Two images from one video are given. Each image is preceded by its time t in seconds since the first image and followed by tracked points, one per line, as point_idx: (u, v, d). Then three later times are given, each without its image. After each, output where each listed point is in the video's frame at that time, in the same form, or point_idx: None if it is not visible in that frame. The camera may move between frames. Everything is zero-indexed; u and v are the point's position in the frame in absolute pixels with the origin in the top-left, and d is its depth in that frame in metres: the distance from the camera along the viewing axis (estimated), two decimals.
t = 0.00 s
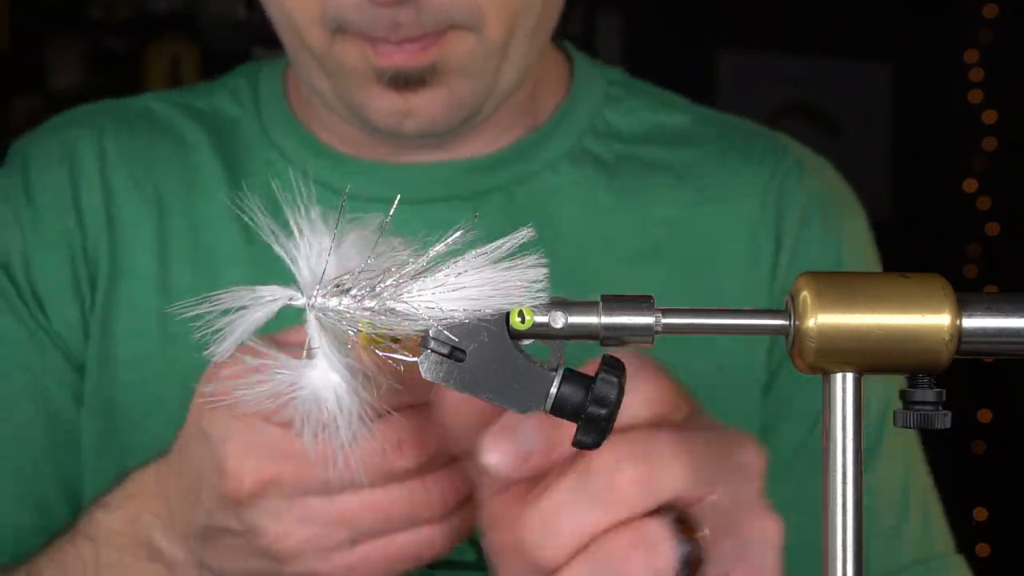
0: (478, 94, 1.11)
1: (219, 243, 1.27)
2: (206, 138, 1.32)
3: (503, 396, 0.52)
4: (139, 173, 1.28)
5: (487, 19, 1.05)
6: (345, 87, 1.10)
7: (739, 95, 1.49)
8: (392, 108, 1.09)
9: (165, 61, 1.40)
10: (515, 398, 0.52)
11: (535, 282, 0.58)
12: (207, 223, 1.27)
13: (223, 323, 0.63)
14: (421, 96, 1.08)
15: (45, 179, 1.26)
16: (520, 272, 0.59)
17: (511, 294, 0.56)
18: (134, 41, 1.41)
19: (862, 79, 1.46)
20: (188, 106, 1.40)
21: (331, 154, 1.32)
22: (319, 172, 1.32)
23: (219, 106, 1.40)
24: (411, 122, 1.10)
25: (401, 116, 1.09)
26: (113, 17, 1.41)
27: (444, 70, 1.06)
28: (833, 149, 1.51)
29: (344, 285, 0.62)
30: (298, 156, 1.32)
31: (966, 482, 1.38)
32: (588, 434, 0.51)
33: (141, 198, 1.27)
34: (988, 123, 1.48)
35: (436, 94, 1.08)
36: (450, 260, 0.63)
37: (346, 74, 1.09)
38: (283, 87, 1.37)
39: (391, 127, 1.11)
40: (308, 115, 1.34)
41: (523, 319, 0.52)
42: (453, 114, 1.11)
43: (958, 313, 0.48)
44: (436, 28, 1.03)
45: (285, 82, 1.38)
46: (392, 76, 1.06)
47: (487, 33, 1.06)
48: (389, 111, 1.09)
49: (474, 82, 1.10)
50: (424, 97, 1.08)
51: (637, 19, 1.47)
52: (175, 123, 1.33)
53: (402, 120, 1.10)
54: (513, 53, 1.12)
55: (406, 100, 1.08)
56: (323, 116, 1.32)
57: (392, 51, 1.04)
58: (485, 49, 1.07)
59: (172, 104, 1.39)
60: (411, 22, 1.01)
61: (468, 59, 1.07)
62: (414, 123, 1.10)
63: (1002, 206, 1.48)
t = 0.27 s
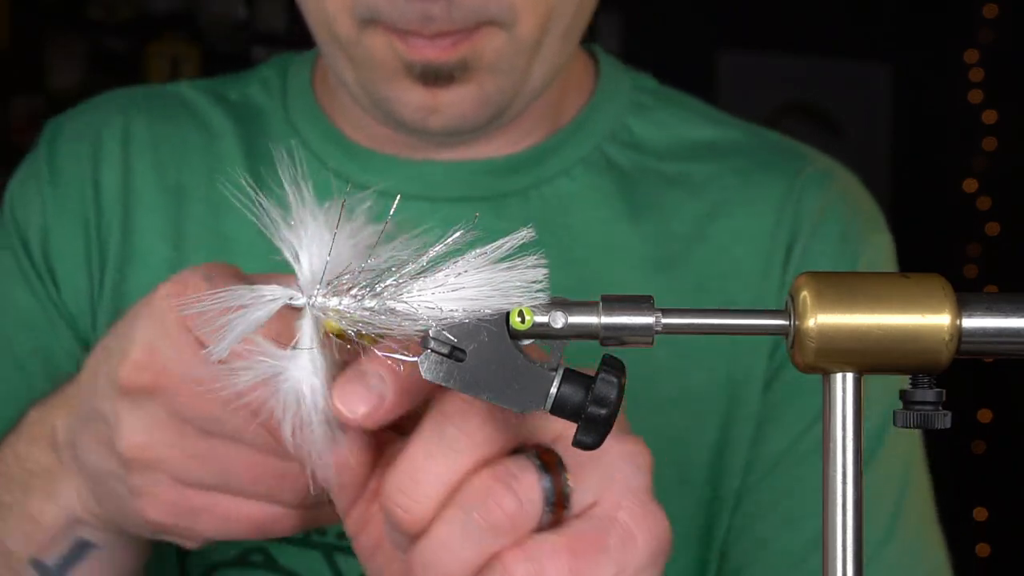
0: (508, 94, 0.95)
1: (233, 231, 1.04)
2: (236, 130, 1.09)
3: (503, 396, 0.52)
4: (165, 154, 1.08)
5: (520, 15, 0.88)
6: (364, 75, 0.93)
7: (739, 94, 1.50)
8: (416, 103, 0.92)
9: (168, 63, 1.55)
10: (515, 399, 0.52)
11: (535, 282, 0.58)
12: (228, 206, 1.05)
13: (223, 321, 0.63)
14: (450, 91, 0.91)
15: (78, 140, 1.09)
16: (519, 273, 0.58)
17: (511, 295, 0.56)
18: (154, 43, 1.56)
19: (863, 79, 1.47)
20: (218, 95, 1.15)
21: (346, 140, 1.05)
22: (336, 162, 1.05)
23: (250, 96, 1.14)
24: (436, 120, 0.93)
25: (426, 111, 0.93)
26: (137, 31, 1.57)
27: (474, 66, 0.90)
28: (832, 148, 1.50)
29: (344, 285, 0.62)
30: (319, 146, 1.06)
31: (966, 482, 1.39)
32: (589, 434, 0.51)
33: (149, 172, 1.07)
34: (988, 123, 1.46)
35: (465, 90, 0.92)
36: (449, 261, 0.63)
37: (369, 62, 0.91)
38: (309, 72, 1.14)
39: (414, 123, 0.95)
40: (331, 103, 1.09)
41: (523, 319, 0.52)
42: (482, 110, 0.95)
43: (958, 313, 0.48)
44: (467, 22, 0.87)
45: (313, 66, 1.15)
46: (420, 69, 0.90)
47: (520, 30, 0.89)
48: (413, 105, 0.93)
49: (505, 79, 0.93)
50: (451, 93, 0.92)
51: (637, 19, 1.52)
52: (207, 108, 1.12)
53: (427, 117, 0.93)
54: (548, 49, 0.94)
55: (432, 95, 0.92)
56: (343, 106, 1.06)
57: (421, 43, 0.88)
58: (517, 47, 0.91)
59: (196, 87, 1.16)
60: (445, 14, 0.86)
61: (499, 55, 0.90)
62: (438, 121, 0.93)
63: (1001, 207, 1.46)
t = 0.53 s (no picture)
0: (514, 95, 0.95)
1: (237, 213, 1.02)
2: (249, 124, 1.09)
3: (503, 396, 0.52)
4: (177, 143, 1.08)
5: (529, 18, 0.88)
6: (374, 74, 0.93)
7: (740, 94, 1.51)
8: (424, 103, 0.93)
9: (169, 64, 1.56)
10: (515, 399, 0.52)
11: (534, 282, 0.58)
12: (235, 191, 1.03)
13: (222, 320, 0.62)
14: (456, 92, 0.92)
15: (83, 132, 1.10)
16: (519, 273, 0.58)
17: (511, 294, 0.56)
18: (153, 44, 1.56)
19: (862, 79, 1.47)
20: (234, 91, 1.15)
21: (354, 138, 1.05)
22: (344, 160, 1.04)
23: (265, 94, 1.14)
24: (443, 120, 0.94)
25: (433, 111, 0.93)
26: (136, 31, 1.57)
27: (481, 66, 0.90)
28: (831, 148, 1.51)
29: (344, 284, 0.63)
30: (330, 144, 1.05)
31: (966, 482, 1.40)
32: (589, 434, 0.51)
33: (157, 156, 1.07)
34: (988, 123, 1.46)
35: (473, 90, 0.92)
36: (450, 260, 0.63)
37: (377, 61, 0.91)
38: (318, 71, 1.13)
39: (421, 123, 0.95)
40: (340, 103, 1.09)
41: (523, 319, 0.52)
42: (489, 110, 0.95)
43: (958, 313, 0.48)
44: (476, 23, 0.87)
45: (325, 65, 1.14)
46: (427, 69, 0.90)
47: (528, 32, 0.89)
48: (420, 106, 0.93)
49: (512, 80, 0.93)
50: (459, 94, 0.92)
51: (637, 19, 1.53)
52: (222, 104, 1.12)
53: (434, 117, 0.94)
54: (555, 50, 0.94)
55: (439, 95, 0.92)
56: (351, 105, 1.06)
57: (428, 44, 0.88)
58: (524, 48, 0.91)
59: (212, 82, 1.17)
60: (452, 15, 0.86)
61: (506, 56, 0.90)
62: (446, 121, 0.94)
63: (1002, 207, 1.46)
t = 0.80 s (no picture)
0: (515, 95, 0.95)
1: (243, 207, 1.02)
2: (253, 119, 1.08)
3: (503, 396, 0.52)
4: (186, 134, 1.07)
5: (529, 16, 0.88)
6: (375, 74, 0.93)
7: (739, 95, 1.51)
8: (424, 102, 0.92)
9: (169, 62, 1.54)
10: (515, 399, 0.52)
11: (534, 282, 0.58)
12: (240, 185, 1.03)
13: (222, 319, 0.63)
14: (457, 90, 0.92)
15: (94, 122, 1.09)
16: (519, 273, 0.58)
17: (511, 294, 0.56)
18: (153, 45, 1.55)
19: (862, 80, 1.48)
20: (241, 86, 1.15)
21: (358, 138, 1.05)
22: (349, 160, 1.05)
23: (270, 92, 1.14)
24: (444, 118, 0.93)
25: (434, 110, 0.93)
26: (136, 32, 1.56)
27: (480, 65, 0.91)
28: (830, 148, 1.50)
29: (344, 284, 0.62)
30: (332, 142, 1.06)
31: (966, 483, 1.40)
32: (589, 433, 0.51)
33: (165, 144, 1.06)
34: (988, 123, 1.46)
35: (472, 89, 0.92)
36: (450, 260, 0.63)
37: (377, 60, 0.91)
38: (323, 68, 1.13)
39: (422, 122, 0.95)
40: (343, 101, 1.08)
41: (523, 319, 0.52)
42: (488, 110, 0.95)
43: (958, 313, 0.48)
44: (476, 22, 0.88)
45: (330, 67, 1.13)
46: (427, 68, 0.90)
47: (528, 30, 0.89)
48: (422, 105, 0.93)
49: (512, 80, 0.93)
50: (459, 92, 0.92)
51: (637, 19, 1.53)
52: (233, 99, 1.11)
53: (434, 116, 0.93)
54: (555, 49, 0.94)
55: (440, 94, 0.92)
56: (353, 105, 1.07)
57: (428, 42, 0.89)
58: (524, 47, 0.91)
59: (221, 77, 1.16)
60: (452, 13, 0.86)
61: (505, 55, 0.91)
62: (445, 119, 0.93)
63: (1002, 207, 1.45)
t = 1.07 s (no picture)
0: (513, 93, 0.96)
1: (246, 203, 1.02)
2: (251, 116, 1.09)
3: (502, 396, 0.52)
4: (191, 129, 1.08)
5: (527, 14, 0.88)
6: (373, 73, 0.93)
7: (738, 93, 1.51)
8: (423, 100, 0.92)
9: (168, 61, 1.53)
10: (516, 398, 0.51)
11: (535, 282, 0.58)
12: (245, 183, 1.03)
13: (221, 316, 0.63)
14: (455, 89, 0.92)
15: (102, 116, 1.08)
16: (519, 273, 0.58)
17: (511, 294, 0.56)
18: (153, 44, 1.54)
19: (860, 79, 1.48)
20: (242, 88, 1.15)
21: (356, 137, 1.04)
22: (348, 157, 1.04)
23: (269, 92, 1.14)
24: (442, 117, 0.94)
25: (433, 108, 0.93)
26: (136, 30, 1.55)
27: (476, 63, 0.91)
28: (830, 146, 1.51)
29: (344, 284, 0.62)
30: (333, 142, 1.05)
31: (965, 482, 1.40)
32: (588, 434, 0.51)
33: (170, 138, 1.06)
34: (989, 123, 1.45)
35: (468, 87, 0.92)
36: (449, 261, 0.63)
37: (375, 59, 0.91)
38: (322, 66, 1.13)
39: (422, 120, 0.95)
40: (340, 97, 1.08)
41: (523, 319, 0.52)
42: (486, 108, 0.95)
43: (959, 313, 0.48)
44: (473, 20, 0.87)
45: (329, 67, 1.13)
46: (425, 66, 0.90)
47: (526, 28, 0.89)
48: (421, 102, 0.93)
49: (510, 78, 0.94)
50: (457, 90, 0.92)
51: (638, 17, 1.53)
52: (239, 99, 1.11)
53: (433, 114, 0.94)
54: (553, 47, 0.95)
55: (438, 92, 0.92)
56: (351, 103, 1.06)
57: (426, 41, 0.88)
58: (522, 43, 0.91)
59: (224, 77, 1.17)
60: (448, 11, 0.85)
61: (503, 53, 0.90)
62: (444, 116, 0.94)
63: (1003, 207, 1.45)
